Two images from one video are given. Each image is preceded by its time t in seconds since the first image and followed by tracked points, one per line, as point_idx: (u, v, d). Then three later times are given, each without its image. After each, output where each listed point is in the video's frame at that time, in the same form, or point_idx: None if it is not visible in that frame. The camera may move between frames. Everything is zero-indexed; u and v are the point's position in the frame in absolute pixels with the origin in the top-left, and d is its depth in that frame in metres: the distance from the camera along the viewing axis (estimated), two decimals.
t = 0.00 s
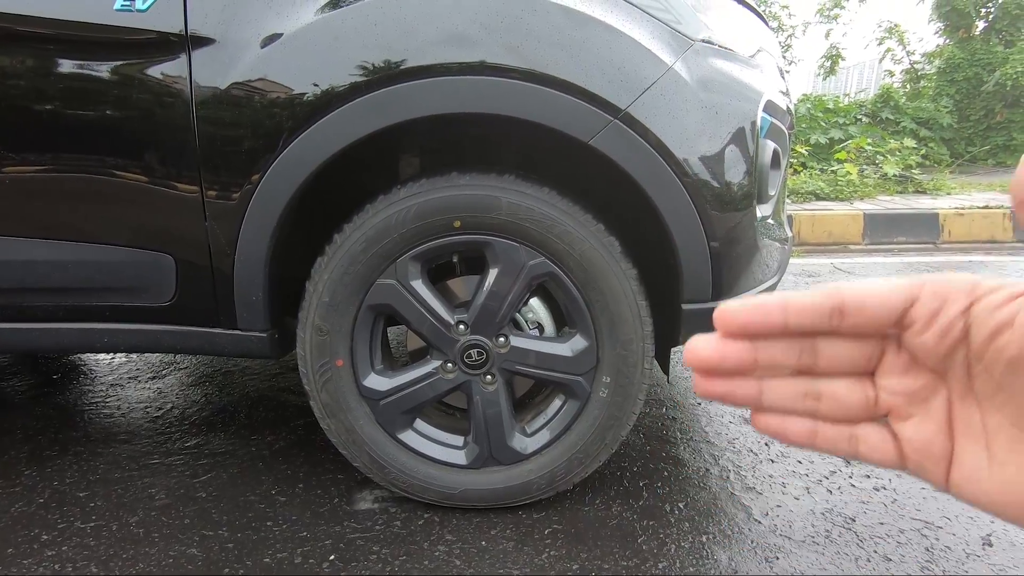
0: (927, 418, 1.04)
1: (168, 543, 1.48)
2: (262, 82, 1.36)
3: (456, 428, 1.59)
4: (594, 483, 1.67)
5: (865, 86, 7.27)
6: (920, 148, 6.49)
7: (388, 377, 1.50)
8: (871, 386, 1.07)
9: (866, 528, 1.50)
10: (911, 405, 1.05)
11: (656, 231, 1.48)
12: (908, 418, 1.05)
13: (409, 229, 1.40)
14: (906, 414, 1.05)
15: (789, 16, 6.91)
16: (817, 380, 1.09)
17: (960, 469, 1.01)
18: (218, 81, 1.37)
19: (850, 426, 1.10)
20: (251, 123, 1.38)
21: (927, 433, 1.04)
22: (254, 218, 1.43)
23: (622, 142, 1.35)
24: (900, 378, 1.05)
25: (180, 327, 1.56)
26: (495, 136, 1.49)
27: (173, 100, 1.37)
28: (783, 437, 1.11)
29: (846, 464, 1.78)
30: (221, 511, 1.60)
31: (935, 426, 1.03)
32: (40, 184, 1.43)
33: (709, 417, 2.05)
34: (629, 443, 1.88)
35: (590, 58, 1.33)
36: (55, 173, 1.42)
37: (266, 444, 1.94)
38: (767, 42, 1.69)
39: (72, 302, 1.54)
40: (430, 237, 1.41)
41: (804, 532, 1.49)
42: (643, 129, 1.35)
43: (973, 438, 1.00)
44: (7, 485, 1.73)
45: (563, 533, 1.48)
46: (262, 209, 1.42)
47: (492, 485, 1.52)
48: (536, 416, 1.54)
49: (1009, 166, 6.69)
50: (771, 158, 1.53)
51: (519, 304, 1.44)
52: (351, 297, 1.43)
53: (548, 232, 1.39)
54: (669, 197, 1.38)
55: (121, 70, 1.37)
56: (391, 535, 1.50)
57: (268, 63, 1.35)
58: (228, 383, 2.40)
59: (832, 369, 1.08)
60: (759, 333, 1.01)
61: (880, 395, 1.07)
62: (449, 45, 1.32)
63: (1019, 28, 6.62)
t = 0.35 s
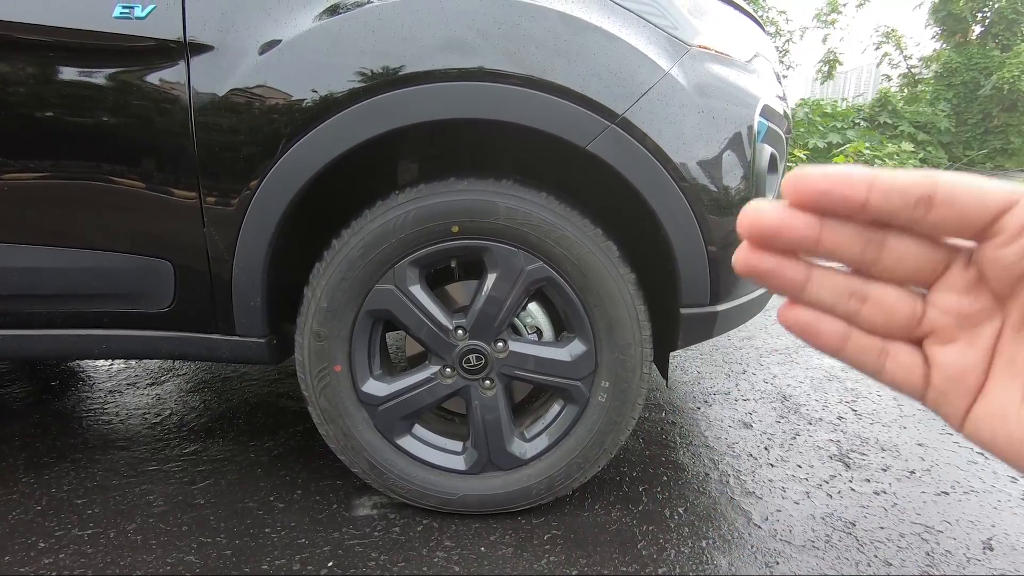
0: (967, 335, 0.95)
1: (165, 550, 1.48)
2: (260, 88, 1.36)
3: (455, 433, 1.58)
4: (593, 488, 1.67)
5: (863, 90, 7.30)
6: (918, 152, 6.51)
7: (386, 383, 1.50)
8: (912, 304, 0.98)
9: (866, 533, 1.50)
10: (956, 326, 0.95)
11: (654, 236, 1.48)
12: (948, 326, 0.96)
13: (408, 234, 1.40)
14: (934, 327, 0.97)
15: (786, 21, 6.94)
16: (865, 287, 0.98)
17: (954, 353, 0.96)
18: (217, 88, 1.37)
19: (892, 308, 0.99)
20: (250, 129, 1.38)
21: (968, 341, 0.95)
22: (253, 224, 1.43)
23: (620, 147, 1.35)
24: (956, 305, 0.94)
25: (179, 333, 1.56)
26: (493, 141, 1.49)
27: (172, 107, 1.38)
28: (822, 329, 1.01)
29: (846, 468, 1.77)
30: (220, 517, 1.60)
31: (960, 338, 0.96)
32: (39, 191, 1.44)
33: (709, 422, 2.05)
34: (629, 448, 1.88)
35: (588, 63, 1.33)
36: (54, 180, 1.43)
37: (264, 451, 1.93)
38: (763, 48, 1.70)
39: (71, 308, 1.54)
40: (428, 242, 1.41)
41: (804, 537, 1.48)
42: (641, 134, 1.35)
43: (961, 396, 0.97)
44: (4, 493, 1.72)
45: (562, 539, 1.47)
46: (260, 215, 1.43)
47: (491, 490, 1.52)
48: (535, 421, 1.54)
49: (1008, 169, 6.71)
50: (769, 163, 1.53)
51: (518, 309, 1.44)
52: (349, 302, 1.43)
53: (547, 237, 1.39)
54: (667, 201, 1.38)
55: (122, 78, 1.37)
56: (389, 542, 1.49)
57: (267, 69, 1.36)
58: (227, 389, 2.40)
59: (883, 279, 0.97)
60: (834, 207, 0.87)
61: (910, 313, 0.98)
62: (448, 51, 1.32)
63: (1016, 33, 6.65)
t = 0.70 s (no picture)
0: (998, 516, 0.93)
1: (167, 557, 1.48)
2: (262, 96, 1.37)
3: (455, 439, 1.59)
4: (595, 494, 1.66)
5: (862, 95, 7.31)
6: (919, 157, 6.52)
7: (387, 389, 1.50)
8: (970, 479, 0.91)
9: (868, 538, 1.49)
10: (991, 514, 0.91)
11: (654, 242, 1.48)
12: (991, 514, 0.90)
13: (408, 240, 1.40)
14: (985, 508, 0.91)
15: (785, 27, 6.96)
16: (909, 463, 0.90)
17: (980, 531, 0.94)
18: (220, 95, 1.38)
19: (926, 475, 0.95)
20: (252, 136, 1.39)
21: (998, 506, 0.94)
22: (255, 231, 1.44)
23: (620, 154, 1.36)
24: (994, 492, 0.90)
25: (180, 339, 1.56)
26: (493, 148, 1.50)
27: (175, 115, 1.39)
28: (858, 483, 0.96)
29: (848, 474, 1.77)
30: (221, 524, 1.60)
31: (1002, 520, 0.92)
32: (42, 198, 1.44)
33: (710, 427, 2.04)
34: (630, 453, 1.88)
35: (588, 71, 1.34)
36: (57, 187, 1.43)
37: (265, 457, 1.93)
38: (762, 54, 1.71)
39: (73, 315, 1.54)
40: (429, 248, 1.41)
41: (806, 543, 1.48)
42: (641, 140, 1.36)
43: None
44: (5, 500, 1.72)
45: (564, 545, 1.47)
46: (262, 222, 1.43)
47: (492, 496, 1.51)
48: (536, 427, 1.54)
49: (1009, 174, 6.71)
50: (768, 168, 1.54)
51: (518, 315, 1.44)
52: (351, 309, 1.44)
53: (547, 243, 1.39)
54: (667, 207, 1.39)
55: (125, 86, 1.38)
56: (390, 548, 1.49)
57: (269, 77, 1.36)
58: (228, 395, 2.40)
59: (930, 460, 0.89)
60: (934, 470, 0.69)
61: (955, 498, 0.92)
62: (449, 59, 1.33)
63: (1015, 38, 6.67)
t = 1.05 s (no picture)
0: None
1: (167, 561, 1.47)
2: (265, 100, 1.37)
3: (457, 443, 1.58)
4: (596, 498, 1.66)
5: (863, 100, 7.32)
6: (920, 162, 6.52)
7: (389, 393, 1.50)
8: None
9: (871, 544, 1.48)
10: None
11: (656, 246, 1.48)
12: None
13: (411, 244, 1.41)
14: None
15: (786, 33, 6.98)
16: None
17: None
18: (223, 99, 1.38)
19: None
20: (254, 140, 1.39)
21: None
22: (257, 235, 1.44)
23: (621, 158, 1.36)
24: None
25: (182, 343, 1.56)
26: (495, 152, 1.50)
27: (177, 119, 1.39)
28: None
29: (850, 479, 1.76)
30: (221, 528, 1.59)
31: None
32: (45, 202, 1.45)
33: (712, 432, 2.04)
34: (632, 458, 1.87)
35: (589, 75, 1.34)
36: (60, 191, 1.44)
37: (266, 461, 1.93)
38: (764, 59, 1.71)
39: (75, 318, 1.55)
40: (430, 252, 1.41)
41: (809, 548, 1.47)
42: (643, 145, 1.36)
43: None
44: (6, 503, 1.72)
45: (565, 550, 1.47)
46: (265, 225, 1.43)
47: (493, 501, 1.51)
48: (538, 431, 1.54)
49: (1010, 179, 6.71)
50: (770, 173, 1.54)
51: (520, 319, 1.44)
52: (353, 312, 1.43)
53: (549, 247, 1.39)
54: (669, 211, 1.39)
55: (128, 90, 1.38)
56: (391, 553, 1.48)
57: (272, 82, 1.37)
58: (229, 399, 2.40)
59: None
60: None
61: None
62: (450, 63, 1.34)
63: (1015, 43, 6.68)
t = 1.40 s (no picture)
0: None
1: (168, 561, 1.48)
2: (268, 103, 1.38)
3: (457, 445, 1.59)
4: (596, 501, 1.66)
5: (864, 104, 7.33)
6: (920, 165, 6.53)
7: (390, 395, 1.50)
8: None
9: (870, 547, 1.49)
10: None
11: (656, 249, 1.49)
12: None
13: (412, 247, 1.41)
14: None
15: (787, 36, 6.99)
16: None
17: None
18: (226, 103, 1.39)
19: None
20: (257, 143, 1.40)
21: None
22: (260, 237, 1.45)
23: (621, 162, 1.37)
24: None
25: (184, 344, 1.57)
26: (496, 156, 1.51)
27: (181, 122, 1.40)
28: None
29: (849, 482, 1.77)
30: (222, 529, 1.60)
31: None
32: (50, 204, 1.46)
33: (712, 435, 2.04)
34: (632, 461, 1.87)
35: (590, 80, 1.35)
36: (64, 193, 1.45)
37: (267, 462, 1.94)
38: (764, 64, 1.72)
39: (78, 320, 1.55)
40: (432, 255, 1.42)
41: (808, 551, 1.47)
42: (643, 149, 1.37)
43: None
44: (7, 504, 1.73)
45: (564, 552, 1.47)
46: (267, 228, 1.44)
47: (493, 503, 1.51)
48: (538, 433, 1.54)
49: (1011, 182, 6.71)
50: (770, 177, 1.55)
51: (520, 322, 1.45)
52: (354, 315, 1.44)
53: (549, 250, 1.40)
54: (669, 215, 1.40)
55: (132, 93, 1.39)
56: (392, 554, 1.49)
57: (275, 85, 1.38)
58: (230, 400, 2.41)
59: None
60: None
61: None
62: (452, 67, 1.34)
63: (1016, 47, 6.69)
